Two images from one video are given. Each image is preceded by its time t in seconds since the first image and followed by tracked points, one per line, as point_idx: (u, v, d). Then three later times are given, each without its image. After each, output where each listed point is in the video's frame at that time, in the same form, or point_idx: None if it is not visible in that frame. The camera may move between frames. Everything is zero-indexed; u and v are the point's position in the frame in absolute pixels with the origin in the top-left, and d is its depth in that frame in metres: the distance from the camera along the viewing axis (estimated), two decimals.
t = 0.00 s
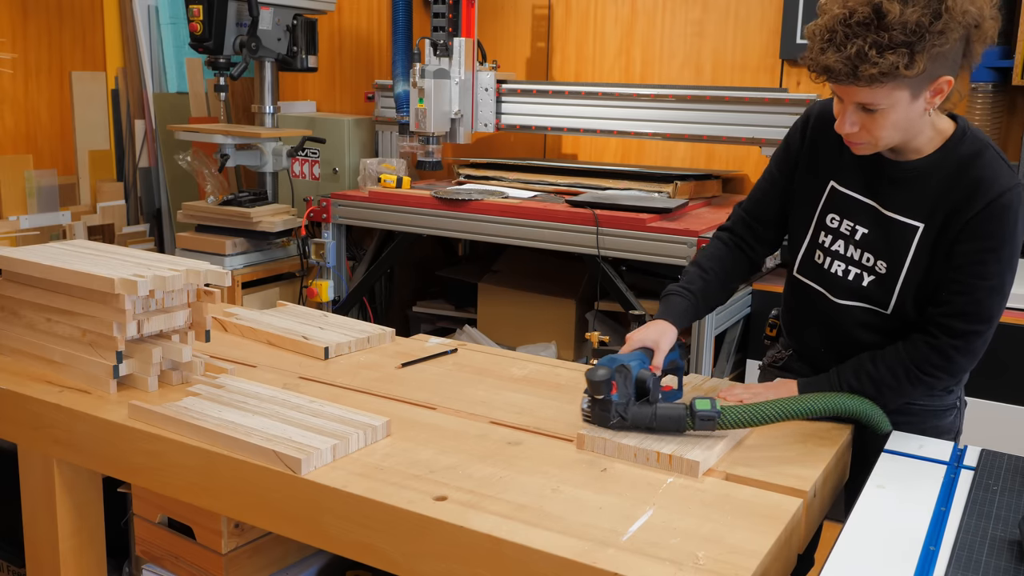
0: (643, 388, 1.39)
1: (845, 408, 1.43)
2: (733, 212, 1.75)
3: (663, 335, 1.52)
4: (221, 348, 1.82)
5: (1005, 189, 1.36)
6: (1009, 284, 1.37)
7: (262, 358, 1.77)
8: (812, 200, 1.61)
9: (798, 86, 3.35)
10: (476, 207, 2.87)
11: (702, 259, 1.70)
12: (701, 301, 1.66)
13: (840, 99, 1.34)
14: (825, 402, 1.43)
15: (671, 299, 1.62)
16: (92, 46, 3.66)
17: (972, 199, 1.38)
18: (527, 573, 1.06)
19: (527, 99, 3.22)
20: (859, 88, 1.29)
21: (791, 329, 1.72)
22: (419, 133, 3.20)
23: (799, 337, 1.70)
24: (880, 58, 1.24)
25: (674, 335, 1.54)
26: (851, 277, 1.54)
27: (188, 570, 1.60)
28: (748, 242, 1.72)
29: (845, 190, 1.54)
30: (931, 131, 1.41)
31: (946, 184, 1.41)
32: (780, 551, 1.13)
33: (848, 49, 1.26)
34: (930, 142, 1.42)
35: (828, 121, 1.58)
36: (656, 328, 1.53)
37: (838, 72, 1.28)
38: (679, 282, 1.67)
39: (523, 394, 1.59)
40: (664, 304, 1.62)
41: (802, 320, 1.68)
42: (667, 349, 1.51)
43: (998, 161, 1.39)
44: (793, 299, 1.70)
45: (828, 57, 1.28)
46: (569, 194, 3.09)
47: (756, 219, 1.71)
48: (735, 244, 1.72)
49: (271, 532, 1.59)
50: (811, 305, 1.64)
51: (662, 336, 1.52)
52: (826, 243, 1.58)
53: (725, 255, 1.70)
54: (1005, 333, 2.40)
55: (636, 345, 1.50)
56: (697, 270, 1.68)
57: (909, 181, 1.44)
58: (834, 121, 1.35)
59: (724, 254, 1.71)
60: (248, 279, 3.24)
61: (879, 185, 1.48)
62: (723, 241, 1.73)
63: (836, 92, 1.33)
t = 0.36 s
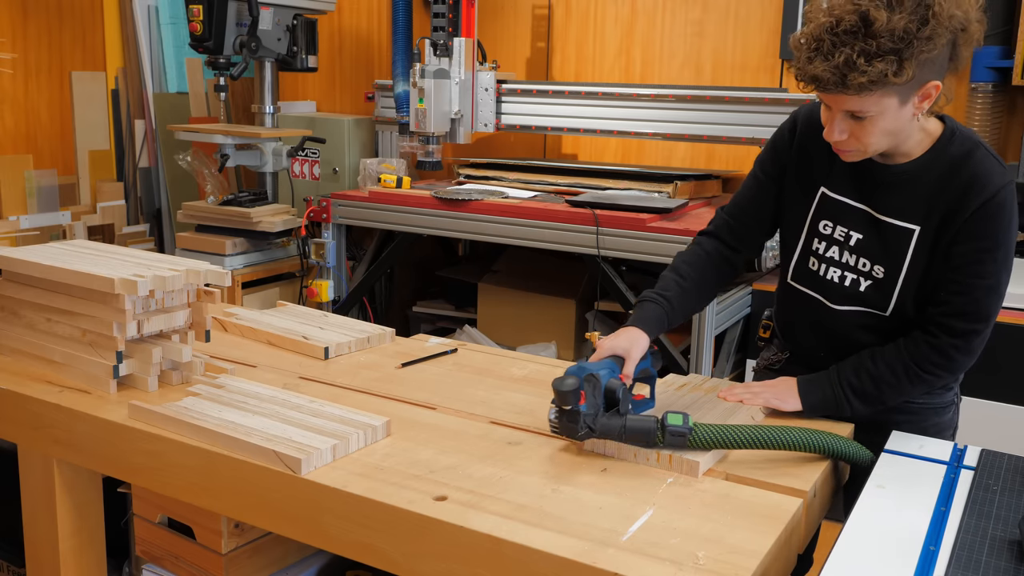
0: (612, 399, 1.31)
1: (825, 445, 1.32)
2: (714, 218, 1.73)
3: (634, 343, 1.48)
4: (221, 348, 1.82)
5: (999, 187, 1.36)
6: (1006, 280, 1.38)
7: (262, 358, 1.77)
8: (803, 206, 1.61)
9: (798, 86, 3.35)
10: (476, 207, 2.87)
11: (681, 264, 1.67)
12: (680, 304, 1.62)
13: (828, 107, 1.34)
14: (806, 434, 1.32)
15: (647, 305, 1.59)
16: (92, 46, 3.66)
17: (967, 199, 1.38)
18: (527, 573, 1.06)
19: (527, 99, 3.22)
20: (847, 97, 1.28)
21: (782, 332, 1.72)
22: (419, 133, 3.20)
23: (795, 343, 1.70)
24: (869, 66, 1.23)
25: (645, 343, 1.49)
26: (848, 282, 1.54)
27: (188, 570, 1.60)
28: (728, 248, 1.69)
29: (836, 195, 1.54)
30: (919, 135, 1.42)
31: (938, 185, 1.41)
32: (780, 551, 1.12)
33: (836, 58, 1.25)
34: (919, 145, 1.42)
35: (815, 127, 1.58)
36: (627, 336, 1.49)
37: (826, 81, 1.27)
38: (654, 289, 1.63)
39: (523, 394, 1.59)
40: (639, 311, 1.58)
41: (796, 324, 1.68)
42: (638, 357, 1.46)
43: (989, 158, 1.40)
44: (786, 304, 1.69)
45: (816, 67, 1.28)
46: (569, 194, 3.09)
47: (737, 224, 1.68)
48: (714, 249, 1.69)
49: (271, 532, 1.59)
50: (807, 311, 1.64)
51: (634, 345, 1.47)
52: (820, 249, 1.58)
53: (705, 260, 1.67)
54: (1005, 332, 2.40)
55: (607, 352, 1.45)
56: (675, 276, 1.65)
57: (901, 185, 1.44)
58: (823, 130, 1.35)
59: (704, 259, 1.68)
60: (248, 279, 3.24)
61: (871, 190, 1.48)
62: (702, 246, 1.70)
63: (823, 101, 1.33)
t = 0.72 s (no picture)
0: (596, 407, 1.28)
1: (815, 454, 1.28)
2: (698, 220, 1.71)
3: (616, 348, 1.44)
4: (221, 348, 1.82)
5: (990, 179, 1.37)
6: (1000, 271, 1.38)
7: (261, 358, 1.77)
8: (796, 208, 1.60)
9: (798, 86, 3.35)
10: (476, 207, 2.87)
11: (665, 265, 1.64)
12: (665, 306, 1.58)
13: (824, 98, 1.34)
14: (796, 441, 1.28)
15: (630, 306, 1.55)
16: (91, 47, 3.66)
17: (960, 192, 1.38)
18: (527, 573, 1.06)
19: (527, 99, 3.22)
20: (847, 87, 1.28)
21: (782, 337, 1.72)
22: (419, 133, 3.20)
23: (792, 343, 1.69)
24: (869, 53, 1.23)
25: (628, 348, 1.45)
26: (846, 283, 1.54)
27: (187, 570, 1.60)
28: (713, 250, 1.67)
29: (830, 198, 1.53)
30: (910, 132, 1.42)
31: (932, 179, 1.41)
32: (780, 551, 1.13)
33: (836, 46, 1.25)
34: (909, 140, 1.42)
35: (806, 130, 1.57)
36: (609, 341, 1.45)
37: (826, 70, 1.27)
38: (636, 293, 1.59)
39: (522, 394, 1.59)
40: (620, 315, 1.53)
41: (796, 326, 1.67)
42: (621, 363, 1.41)
43: (979, 151, 1.40)
44: (784, 308, 1.69)
45: (815, 55, 1.27)
46: (569, 194, 3.09)
47: (723, 225, 1.66)
48: (699, 250, 1.66)
49: (271, 532, 1.59)
50: (805, 311, 1.63)
51: (615, 350, 1.43)
52: (815, 251, 1.57)
53: (690, 261, 1.64)
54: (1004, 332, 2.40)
55: (589, 359, 1.41)
56: (659, 277, 1.61)
57: (894, 183, 1.44)
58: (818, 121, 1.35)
59: (688, 260, 1.65)
60: (248, 279, 3.24)
61: (865, 190, 1.48)
62: (688, 246, 1.67)
63: (820, 92, 1.33)
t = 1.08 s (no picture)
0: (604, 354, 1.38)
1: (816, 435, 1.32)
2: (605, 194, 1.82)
3: (585, 315, 1.56)
4: (221, 348, 1.82)
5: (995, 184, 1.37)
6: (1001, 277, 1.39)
7: (262, 358, 1.77)
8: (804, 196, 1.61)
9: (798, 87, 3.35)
10: (476, 207, 2.87)
11: (587, 238, 1.75)
12: (602, 272, 1.69)
13: (764, 108, 1.53)
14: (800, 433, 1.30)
15: (574, 278, 1.65)
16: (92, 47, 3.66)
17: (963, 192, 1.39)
18: (527, 573, 1.06)
19: (527, 99, 3.22)
20: (802, 108, 1.46)
21: (684, 308, 1.89)
22: (419, 133, 3.20)
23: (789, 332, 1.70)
24: (792, 78, 1.42)
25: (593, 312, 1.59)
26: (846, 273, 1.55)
27: (187, 570, 1.60)
28: (625, 219, 1.79)
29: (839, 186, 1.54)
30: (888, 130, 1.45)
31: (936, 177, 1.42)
32: (780, 551, 1.13)
33: (816, 78, 1.41)
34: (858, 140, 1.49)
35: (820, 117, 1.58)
36: (579, 308, 1.57)
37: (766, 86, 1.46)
38: (580, 265, 1.69)
39: (522, 394, 1.59)
40: (575, 285, 1.63)
41: (705, 294, 1.87)
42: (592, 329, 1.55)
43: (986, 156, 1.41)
44: (688, 280, 1.86)
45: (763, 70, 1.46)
46: (569, 194, 3.09)
47: (627, 198, 1.78)
48: (613, 220, 1.78)
49: (271, 532, 1.59)
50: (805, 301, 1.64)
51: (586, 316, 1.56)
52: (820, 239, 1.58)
53: (608, 232, 1.76)
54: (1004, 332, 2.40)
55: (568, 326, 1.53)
56: (593, 247, 1.73)
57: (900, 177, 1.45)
58: (755, 127, 1.55)
59: (607, 230, 1.76)
60: (248, 279, 3.24)
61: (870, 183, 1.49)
62: (603, 218, 1.78)
63: (775, 101, 1.49)
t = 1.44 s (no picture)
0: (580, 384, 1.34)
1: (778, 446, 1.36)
2: (602, 201, 1.71)
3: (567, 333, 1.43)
4: (221, 348, 1.82)
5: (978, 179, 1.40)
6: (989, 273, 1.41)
7: (261, 358, 1.77)
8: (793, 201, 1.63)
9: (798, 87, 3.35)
10: (476, 207, 2.87)
11: (585, 247, 1.61)
12: (595, 286, 1.54)
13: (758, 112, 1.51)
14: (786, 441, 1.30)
15: (565, 293, 1.50)
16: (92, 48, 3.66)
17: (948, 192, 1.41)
18: (527, 573, 1.06)
19: (527, 99, 3.22)
20: (797, 113, 1.46)
21: (684, 311, 1.90)
22: (419, 133, 3.20)
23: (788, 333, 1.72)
24: (790, 86, 1.41)
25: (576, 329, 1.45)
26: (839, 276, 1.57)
27: (187, 570, 1.60)
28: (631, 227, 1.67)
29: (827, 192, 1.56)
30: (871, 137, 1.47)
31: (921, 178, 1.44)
32: (780, 551, 1.13)
33: (812, 84, 1.41)
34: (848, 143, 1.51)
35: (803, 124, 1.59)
36: (561, 327, 1.43)
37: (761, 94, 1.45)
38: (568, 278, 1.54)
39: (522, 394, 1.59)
40: (560, 300, 1.49)
41: (705, 297, 1.89)
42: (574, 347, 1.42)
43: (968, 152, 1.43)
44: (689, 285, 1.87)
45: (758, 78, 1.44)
46: (569, 194, 3.09)
47: (630, 203, 1.67)
48: (614, 227, 1.66)
49: (271, 532, 1.59)
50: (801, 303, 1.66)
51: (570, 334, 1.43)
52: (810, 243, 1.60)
53: (610, 243, 1.64)
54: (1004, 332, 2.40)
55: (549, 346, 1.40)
56: (585, 257, 1.59)
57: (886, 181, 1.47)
58: (749, 131, 1.53)
59: (608, 241, 1.64)
60: (248, 279, 3.24)
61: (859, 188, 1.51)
62: (603, 225, 1.66)
63: (768, 108, 1.48)
